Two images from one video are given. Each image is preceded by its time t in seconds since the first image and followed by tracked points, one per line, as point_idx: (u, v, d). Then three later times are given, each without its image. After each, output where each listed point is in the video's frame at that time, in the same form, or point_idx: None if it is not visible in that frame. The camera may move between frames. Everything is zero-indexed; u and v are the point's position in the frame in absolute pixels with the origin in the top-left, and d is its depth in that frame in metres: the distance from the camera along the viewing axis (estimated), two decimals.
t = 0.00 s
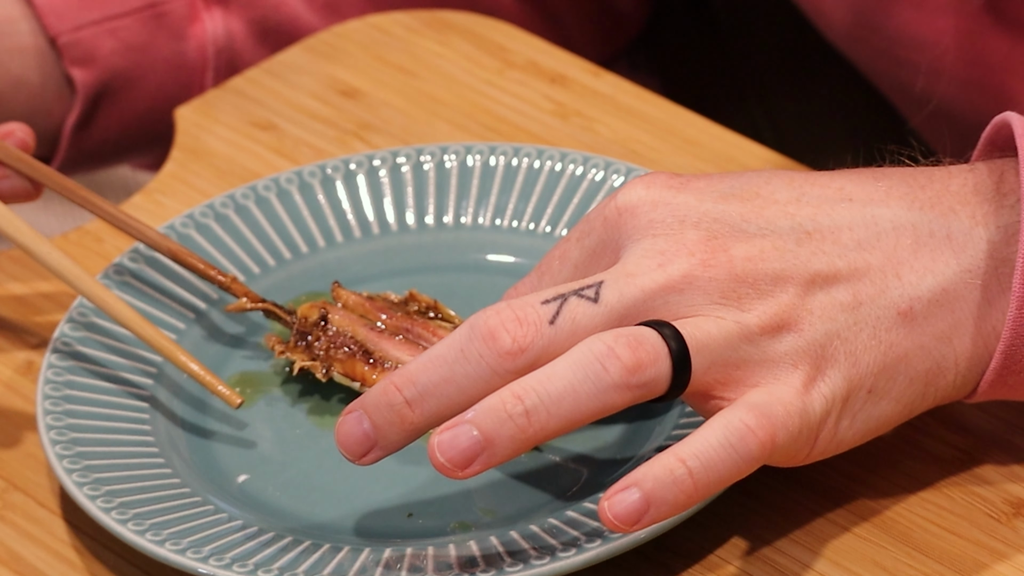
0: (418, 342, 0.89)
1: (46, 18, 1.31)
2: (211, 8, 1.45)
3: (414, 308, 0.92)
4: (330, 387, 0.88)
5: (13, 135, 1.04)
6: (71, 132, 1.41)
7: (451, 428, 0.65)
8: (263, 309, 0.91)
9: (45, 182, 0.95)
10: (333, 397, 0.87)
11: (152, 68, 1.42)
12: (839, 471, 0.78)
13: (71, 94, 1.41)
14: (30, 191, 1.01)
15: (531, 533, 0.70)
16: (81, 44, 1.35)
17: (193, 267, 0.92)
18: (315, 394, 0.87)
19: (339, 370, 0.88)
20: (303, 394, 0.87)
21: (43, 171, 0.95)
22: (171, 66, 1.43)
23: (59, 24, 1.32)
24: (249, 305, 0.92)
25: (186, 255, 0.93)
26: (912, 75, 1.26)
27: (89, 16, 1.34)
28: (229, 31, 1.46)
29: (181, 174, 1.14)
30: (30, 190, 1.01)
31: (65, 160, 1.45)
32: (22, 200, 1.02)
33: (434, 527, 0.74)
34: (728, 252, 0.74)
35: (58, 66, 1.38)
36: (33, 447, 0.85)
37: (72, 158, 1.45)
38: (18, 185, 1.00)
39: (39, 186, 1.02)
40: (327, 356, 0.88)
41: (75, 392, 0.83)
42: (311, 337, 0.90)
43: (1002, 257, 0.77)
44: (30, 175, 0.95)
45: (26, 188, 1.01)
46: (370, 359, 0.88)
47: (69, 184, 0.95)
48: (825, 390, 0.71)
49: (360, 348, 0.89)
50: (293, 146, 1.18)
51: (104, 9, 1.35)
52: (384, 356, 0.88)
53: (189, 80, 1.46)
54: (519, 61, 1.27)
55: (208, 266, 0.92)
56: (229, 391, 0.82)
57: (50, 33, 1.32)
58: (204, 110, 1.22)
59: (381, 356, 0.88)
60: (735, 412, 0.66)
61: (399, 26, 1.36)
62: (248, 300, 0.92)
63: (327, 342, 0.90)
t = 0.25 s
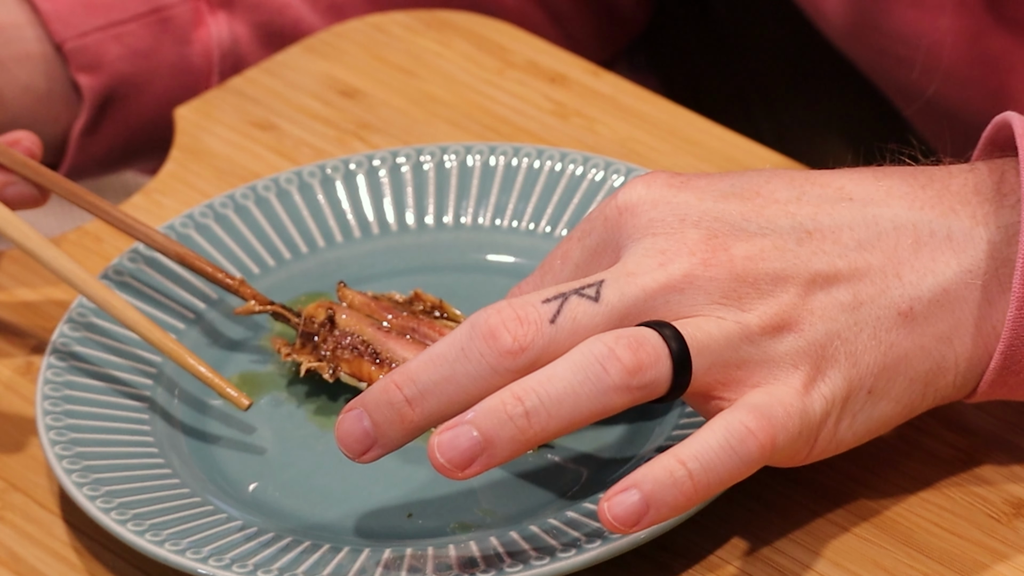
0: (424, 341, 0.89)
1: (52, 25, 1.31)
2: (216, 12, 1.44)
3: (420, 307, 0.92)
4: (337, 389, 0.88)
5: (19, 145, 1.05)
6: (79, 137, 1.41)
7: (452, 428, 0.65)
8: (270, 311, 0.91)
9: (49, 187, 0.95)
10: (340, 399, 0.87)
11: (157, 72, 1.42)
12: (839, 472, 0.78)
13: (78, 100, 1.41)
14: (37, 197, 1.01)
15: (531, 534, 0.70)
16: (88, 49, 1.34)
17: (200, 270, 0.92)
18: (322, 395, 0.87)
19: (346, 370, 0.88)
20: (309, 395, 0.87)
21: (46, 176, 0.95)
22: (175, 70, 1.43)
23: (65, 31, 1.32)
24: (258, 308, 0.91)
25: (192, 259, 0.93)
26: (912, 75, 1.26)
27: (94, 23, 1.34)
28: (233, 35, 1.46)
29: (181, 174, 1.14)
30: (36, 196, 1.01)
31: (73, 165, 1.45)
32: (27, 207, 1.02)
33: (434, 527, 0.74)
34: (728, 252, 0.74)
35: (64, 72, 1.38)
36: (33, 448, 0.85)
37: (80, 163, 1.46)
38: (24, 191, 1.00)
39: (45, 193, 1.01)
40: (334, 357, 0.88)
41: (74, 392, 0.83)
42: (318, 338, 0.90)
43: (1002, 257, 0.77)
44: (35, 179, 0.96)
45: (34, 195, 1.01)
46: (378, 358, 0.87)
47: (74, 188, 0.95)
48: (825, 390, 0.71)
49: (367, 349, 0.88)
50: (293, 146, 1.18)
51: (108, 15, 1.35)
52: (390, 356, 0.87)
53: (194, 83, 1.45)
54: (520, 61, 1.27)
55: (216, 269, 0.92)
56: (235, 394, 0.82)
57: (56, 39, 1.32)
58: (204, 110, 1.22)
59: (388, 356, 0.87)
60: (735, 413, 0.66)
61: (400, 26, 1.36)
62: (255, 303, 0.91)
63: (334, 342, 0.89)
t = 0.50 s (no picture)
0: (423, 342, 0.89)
1: (53, 24, 1.31)
2: (217, 12, 1.44)
3: (419, 307, 0.92)
4: (336, 389, 0.88)
5: (18, 145, 1.04)
6: (79, 136, 1.41)
7: (451, 431, 0.64)
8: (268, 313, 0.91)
9: (49, 187, 0.95)
10: (340, 398, 0.87)
11: (158, 72, 1.42)
12: (839, 472, 0.78)
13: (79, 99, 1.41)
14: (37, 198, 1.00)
15: (531, 534, 0.69)
16: (89, 49, 1.34)
17: (198, 270, 0.92)
18: (322, 396, 0.87)
19: (345, 370, 0.87)
20: (308, 395, 0.87)
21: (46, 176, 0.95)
22: (174, 69, 1.43)
23: (66, 31, 1.31)
24: (256, 309, 0.91)
25: (191, 258, 0.92)
26: (913, 75, 1.25)
27: (95, 22, 1.34)
28: (234, 35, 1.45)
29: (180, 174, 1.14)
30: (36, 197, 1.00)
31: (72, 164, 1.45)
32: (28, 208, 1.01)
33: (433, 528, 0.74)
34: (728, 253, 0.74)
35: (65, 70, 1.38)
36: (32, 448, 0.85)
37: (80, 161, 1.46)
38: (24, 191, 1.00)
39: (45, 193, 1.01)
40: (333, 357, 0.88)
41: (73, 392, 0.83)
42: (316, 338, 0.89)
43: (1002, 257, 0.77)
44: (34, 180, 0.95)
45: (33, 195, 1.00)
46: (377, 358, 0.87)
47: (73, 189, 0.95)
48: (825, 391, 0.71)
49: (367, 350, 0.87)
50: (292, 146, 1.18)
51: (110, 14, 1.35)
52: (390, 356, 0.87)
53: (194, 82, 1.45)
54: (519, 61, 1.27)
55: (214, 270, 0.92)
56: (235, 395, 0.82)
57: (58, 38, 1.32)
58: (203, 110, 1.22)
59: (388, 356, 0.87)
60: (734, 415, 0.66)
61: (399, 26, 1.36)
62: (253, 304, 0.91)
63: (333, 343, 0.89)
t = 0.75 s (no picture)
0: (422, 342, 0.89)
1: (53, 28, 1.31)
2: (217, 14, 1.45)
3: (416, 309, 0.92)
4: (336, 389, 0.88)
5: (17, 144, 1.04)
6: (81, 139, 1.41)
7: (451, 431, 0.64)
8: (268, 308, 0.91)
9: (49, 187, 0.95)
10: (340, 398, 0.87)
11: (159, 74, 1.42)
12: (839, 473, 0.78)
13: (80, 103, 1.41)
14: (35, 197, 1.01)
15: (531, 535, 0.69)
16: (90, 51, 1.34)
17: (198, 268, 0.92)
18: (322, 396, 0.87)
19: (345, 368, 0.87)
20: (308, 395, 0.87)
21: (46, 176, 0.94)
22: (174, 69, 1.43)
23: (66, 33, 1.31)
24: (255, 304, 0.91)
25: (190, 256, 0.92)
26: (913, 75, 1.25)
27: (96, 25, 1.34)
28: (235, 36, 1.46)
29: (179, 174, 1.14)
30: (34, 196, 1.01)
31: (74, 167, 1.45)
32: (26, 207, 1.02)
33: (433, 529, 0.74)
34: (727, 253, 0.74)
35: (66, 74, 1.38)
36: (31, 448, 0.85)
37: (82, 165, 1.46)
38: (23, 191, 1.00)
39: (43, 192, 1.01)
40: (332, 355, 0.88)
41: (72, 392, 0.83)
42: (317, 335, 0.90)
43: (1002, 257, 0.77)
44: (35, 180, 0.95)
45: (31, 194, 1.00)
46: (377, 356, 0.86)
47: (73, 189, 0.95)
48: (825, 392, 0.70)
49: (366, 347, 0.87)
50: (291, 146, 1.18)
51: (111, 17, 1.35)
52: (389, 354, 0.86)
53: (195, 86, 1.45)
54: (519, 61, 1.27)
55: (214, 266, 0.92)
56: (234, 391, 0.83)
57: (58, 42, 1.32)
58: (202, 110, 1.22)
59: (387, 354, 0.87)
60: (735, 415, 0.66)
61: (399, 26, 1.36)
62: (253, 299, 0.91)
63: (333, 339, 0.89)
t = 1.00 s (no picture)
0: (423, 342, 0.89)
1: (59, 29, 1.31)
2: (223, 16, 1.44)
3: (419, 306, 0.92)
4: (335, 388, 0.88)
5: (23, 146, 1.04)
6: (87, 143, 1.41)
7: (452, 431, 0.64)
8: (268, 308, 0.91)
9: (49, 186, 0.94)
10: (338, 398, 0.87)
11: (165, 76, 1.42)
12: (840, 473, 0.78)
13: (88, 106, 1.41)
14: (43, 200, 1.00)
15: (531, 535, 0.69)
16: (97, 54, 1.34)
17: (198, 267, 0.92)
18: (321, 395, 0.87)
19: (344, 371, 0.87)
20: (308, 394, 0.87)
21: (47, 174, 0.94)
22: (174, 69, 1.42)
23: (73, 36, 1.31)
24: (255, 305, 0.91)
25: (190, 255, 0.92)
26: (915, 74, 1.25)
27: (101, 27, 1.34)
28: (241, 39, 1.45)
29: (179, 174, 1.14)
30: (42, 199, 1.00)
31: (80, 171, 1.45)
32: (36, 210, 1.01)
33: (433, 529, 0.74)
34: (728, 252, 0.74)
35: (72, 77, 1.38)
36: (31, 448, 0.85)
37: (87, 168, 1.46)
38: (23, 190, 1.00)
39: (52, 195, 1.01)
40: (330, 358, 0.88)
41: (72, 392, 0.83)
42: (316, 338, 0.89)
43: (1003, 257, 0.77)
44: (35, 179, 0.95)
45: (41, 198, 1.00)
46: (375, 359, 0.86)
47: (74, 187, 0.95)
48: (827, 391, 0.70)
49: (364, 350, 0.87)
50: (291, 146, 1.18)
51: (116, 19, 1.35)
52: (390, 356, 0.87)
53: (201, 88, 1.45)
54: (519, 60, 1.27)
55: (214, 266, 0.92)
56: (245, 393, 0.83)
57: (64, 44, 1.32)
58: (202, 110, 1.22)
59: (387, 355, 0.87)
60: (736, 415, 0.66)
61: (399, 26, 1.36)
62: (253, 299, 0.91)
63: (332, 342, 0.88)
